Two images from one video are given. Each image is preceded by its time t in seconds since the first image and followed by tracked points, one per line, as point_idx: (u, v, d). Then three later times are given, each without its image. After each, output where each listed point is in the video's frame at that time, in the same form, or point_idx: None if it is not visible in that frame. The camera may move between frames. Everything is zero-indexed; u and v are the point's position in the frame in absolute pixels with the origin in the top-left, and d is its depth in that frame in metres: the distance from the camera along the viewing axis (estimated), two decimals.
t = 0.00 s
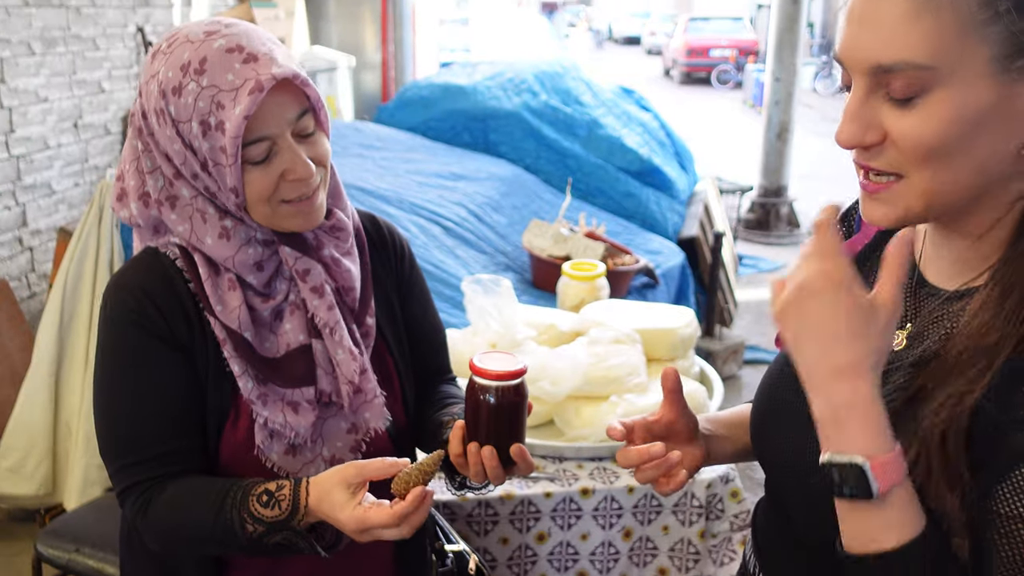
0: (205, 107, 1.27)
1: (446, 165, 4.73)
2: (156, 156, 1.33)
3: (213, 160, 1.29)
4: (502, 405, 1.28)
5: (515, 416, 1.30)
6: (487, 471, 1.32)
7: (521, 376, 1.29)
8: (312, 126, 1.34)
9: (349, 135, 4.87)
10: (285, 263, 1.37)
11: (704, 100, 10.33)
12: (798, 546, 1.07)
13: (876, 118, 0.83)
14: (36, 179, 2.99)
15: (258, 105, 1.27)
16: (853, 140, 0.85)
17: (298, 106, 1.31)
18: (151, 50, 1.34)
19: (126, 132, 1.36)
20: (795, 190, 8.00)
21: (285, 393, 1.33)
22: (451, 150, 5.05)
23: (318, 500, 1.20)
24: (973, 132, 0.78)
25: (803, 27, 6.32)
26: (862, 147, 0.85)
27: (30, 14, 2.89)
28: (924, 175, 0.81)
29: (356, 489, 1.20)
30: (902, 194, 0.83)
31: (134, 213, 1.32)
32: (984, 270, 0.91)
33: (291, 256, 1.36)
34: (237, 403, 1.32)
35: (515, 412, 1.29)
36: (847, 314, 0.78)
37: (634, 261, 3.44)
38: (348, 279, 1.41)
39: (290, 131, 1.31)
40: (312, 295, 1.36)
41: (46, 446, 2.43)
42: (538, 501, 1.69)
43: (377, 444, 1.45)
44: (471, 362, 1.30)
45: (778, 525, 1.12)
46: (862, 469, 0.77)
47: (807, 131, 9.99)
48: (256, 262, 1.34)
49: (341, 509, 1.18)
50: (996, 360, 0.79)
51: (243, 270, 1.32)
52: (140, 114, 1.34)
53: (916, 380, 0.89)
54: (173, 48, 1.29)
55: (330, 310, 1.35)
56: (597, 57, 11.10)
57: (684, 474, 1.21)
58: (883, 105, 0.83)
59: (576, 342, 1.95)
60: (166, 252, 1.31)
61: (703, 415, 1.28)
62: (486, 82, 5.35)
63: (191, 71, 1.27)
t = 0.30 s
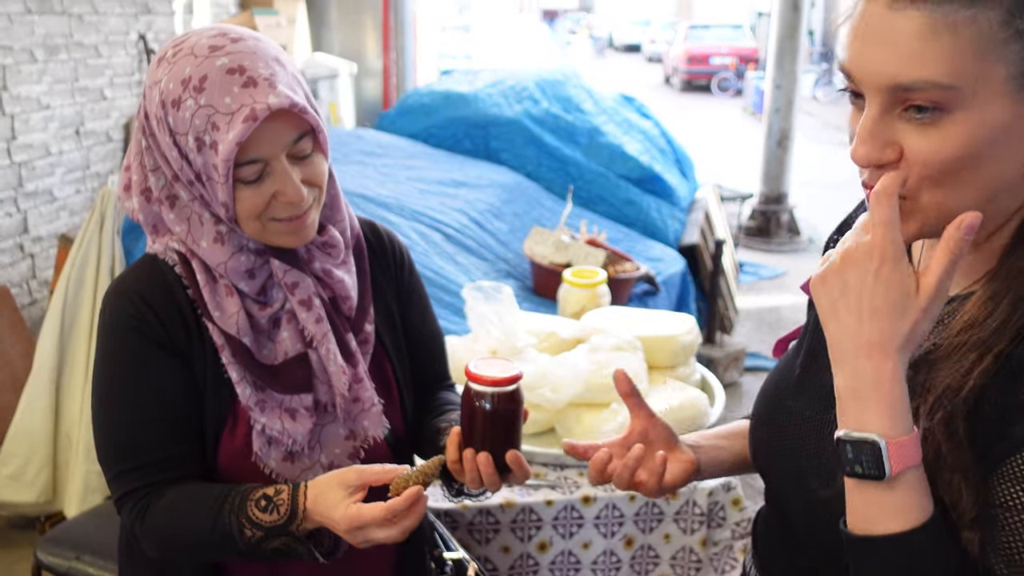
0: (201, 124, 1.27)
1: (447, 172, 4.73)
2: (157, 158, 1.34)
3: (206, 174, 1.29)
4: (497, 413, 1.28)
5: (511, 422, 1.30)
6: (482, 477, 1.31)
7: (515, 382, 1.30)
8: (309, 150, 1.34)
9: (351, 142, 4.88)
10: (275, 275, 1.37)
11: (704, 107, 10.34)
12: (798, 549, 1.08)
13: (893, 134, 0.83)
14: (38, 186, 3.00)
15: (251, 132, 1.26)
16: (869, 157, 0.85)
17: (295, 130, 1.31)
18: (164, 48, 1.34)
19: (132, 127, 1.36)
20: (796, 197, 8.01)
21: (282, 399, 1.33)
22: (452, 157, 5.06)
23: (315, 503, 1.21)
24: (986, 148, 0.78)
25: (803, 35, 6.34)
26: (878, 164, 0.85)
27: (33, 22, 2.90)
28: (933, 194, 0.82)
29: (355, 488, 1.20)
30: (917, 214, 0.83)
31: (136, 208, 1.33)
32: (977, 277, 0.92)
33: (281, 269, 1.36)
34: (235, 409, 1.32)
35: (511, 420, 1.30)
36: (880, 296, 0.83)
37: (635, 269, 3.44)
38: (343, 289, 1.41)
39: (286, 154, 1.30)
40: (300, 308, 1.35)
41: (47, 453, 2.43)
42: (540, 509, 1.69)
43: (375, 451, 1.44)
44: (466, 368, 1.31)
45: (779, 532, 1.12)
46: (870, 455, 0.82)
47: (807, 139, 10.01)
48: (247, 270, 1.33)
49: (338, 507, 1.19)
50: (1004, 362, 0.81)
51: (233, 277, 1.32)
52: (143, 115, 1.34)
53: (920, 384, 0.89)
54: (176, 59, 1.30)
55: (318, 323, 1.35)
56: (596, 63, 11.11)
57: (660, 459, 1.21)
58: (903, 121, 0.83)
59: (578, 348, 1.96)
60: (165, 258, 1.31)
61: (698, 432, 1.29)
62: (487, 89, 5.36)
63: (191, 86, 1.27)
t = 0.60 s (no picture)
0: (198, 131, 1.27)
1: (445, 177, 4.74)
2: (155, 162, 1.34)
3: (204, 181, 1.29)
4: (495, 419, 1.28)
5: (510, 428, 1.30)
6: (480, 483, 1.31)
7: (514, 388, 1.30)
8: (306, 157, 1.33)
9: (349, 147, 4.88)
10: (273, 281, 1.36)
11: (702, 113, 10.37)
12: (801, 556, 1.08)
13: (963, 112, 0.84)
14: (36, 192, 2.99)
15: (248, 140, 1.26)
16: (939, 134, 0.84)
17: (292, 138, 1.31)
18: (163, 53, 1.35)
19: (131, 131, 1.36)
20: (793, 202, 8.03)
21: (280, 405, 1.32)
22: (450, 162, 5.06)
23: (313, 507, 1.20)
24: None
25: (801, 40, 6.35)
26: (948, 142, 0.84)
27: (31, 27, 2.90)
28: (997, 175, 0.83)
29: (354, 492, 1.20)
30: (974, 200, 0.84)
31: (135, 213, 1.34)
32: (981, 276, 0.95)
33: (279, 275, 1.35)
34: (233, 414, 1.31)
35: (509, 425, 1.30)
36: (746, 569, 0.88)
37: (633, 274, 3.45)
38: (341, 294, 1.40)
39: (283, 161, 1.30)
40: (298, 314, 1.35)
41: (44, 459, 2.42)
42: (538, 515, 1.69)
43: (374, 457, 1.44)
44: (465, 375, 1.31)
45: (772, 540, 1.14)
46: None
47: (805, 144, 10.03)
48: (246, 275, 1.33)
49: (338, 511, 1.18)
50: None
51: (232, 282, 1.32)
52: (142, 120, 1.34)
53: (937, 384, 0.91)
54: (175, 65, 1.30)
55: (315, 330, 1.34)
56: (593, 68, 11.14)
57: (628, 482, 1.14)
58: (973, 98, 0.84)
59: (577, 353, 1.96)
60: (163, 263, 1.30)
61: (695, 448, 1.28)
62: (485, 95, 5.37)
63: (188, 93, 1.27)
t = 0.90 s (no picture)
0: (194, 137, 1.27)
1: (442, 181, 4.74)
2: (149, 166, 1.33)
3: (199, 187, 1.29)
4: (490, 421, 1.28)
5: (504, 432, 1.30)
6: (475, 486, 1.31)
7: (509, 389, 1.30)
8: (302, 163, 1.33)
9: (346, 151, 4.88)
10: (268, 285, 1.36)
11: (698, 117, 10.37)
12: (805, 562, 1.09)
13: (979, 121, 0.86)
14: (31, 195, 2.99)
15: (245, 147, 1.26)
16: (955, 144, 0.86)
17: (288, 144, 1.31)
18: (157, 59, 1.34)
19: (125, 135, 1.36)
20: (790, 206, 8.03)
21: (276, 409, 1.32)
22: (447, 166, 5.06)
23: (308, 508, 1.20)
24: None
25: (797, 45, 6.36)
26: (962, 151, 0.86)
27: (27, 31, 2.90)
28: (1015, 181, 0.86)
29: (350, 493, 1.20)
30: (995, 203, 0.87)
31: (129, 217, 1.33)
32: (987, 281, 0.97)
33: (274, 280, 1.35)
34: (228, 419, 1.31)
35: (504, 429, 1.30)
36: None
37: (630, 278, 3.45)
38: (336, 298, 1.40)
39: (279, 167, 1.30)
40: (293, 318, 1.35)
41: (39, 464, 2.41)
42: (535, 518, 1.69)
43: (370, 460, 1.44)
44: (459, 376, 1.30)
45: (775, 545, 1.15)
46: None
47: (800, 148, 10.04)
48: (241, 279, 1.33)
49: (335, 514, 1.18)
50: None
51: (227, 286, 1.31)
52: (136, 125, 1.34)
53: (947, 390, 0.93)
54: (170, 71, 1.29)
55: (311, 334, 1.34)
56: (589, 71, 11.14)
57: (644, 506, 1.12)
58: (988, 108, 0.86)
59: (574, 357, 1.96)
60: (157, 267, 1.30)
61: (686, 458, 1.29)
62: (482, 99, 5.38)
63: (184, 99, 1.27)
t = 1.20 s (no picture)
0: (185, 138, 1.27)
1: (438, 184, 4.73)
2: (140, 168, 1.33)
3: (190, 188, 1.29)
4: (482, 423, 1.28)
5: (496, 434, 1.29)
6: (467, 488, 1.31)
7: (500, 391, 1.29)
8: (294, 163, 1.33)
9: (341, 154, 4.87)
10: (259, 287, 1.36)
11: (694, 120, 10.39)
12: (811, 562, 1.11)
13: (921, 140, 0.84)
14: (26, 198, 2.98)
15: (236, 147, 1.26)
16: (896, 165, 0.85)
17: (280, 144, 1.31)
18: (148, 60, 1.34)
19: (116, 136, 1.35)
20: (786, 209, 8.04)
21: (268, 411, 1.32)
22: (443, 169, 5.06)
23: (301, 510, 1.20)
24: (1013, 153, 0.81)
25: (793, 48, 6.38)
26: (903, 172, 0.85)
27: (22, 33, 2.90)
28: (960, 199, 0.83)
29: (344, 494, 1.20)
30: (943, 219, 0.85)
31: (120, 219, 1.33)
32: (990, 284, 0.96)
33: (265, 281, 1.35)
34: (219, 421, 1.31)
35: (495, 430, 1.29)
36: None
37: (626, 280, 3.44)
38: (328, 300, 1.40)
39: (270, 167, 1.30)
40: (285, 320, 1.34)
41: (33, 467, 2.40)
42: (531, 521, 1.68)
43: (363, 463, 1.44)
44: (451, 378, 1.30)
45: (781, 547, 1.16)
46: None
47: (797, 151, 10.06)
48: (233, 282, 1.33)
49: (328, 515, 1.18)
50: None
51: (219, 288, 1.31)
52: (127, 127, 1.33)
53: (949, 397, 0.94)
54: (161, 71, 1.29)
55: (303, 335, 1.34)
56: (585, 74, 11.14)
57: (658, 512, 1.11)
58: (932, 128, 0.84)
59: (570, 359, 1.96)
60: (148, 270, 1.29)
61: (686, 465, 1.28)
62: (478, 102, 5.38)
63: (175, 99, 1.27)
